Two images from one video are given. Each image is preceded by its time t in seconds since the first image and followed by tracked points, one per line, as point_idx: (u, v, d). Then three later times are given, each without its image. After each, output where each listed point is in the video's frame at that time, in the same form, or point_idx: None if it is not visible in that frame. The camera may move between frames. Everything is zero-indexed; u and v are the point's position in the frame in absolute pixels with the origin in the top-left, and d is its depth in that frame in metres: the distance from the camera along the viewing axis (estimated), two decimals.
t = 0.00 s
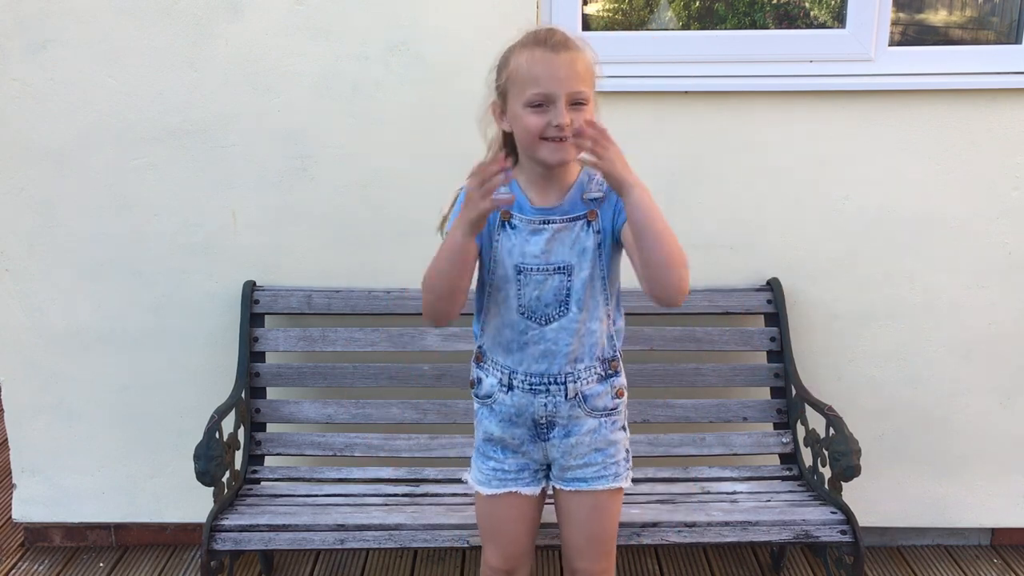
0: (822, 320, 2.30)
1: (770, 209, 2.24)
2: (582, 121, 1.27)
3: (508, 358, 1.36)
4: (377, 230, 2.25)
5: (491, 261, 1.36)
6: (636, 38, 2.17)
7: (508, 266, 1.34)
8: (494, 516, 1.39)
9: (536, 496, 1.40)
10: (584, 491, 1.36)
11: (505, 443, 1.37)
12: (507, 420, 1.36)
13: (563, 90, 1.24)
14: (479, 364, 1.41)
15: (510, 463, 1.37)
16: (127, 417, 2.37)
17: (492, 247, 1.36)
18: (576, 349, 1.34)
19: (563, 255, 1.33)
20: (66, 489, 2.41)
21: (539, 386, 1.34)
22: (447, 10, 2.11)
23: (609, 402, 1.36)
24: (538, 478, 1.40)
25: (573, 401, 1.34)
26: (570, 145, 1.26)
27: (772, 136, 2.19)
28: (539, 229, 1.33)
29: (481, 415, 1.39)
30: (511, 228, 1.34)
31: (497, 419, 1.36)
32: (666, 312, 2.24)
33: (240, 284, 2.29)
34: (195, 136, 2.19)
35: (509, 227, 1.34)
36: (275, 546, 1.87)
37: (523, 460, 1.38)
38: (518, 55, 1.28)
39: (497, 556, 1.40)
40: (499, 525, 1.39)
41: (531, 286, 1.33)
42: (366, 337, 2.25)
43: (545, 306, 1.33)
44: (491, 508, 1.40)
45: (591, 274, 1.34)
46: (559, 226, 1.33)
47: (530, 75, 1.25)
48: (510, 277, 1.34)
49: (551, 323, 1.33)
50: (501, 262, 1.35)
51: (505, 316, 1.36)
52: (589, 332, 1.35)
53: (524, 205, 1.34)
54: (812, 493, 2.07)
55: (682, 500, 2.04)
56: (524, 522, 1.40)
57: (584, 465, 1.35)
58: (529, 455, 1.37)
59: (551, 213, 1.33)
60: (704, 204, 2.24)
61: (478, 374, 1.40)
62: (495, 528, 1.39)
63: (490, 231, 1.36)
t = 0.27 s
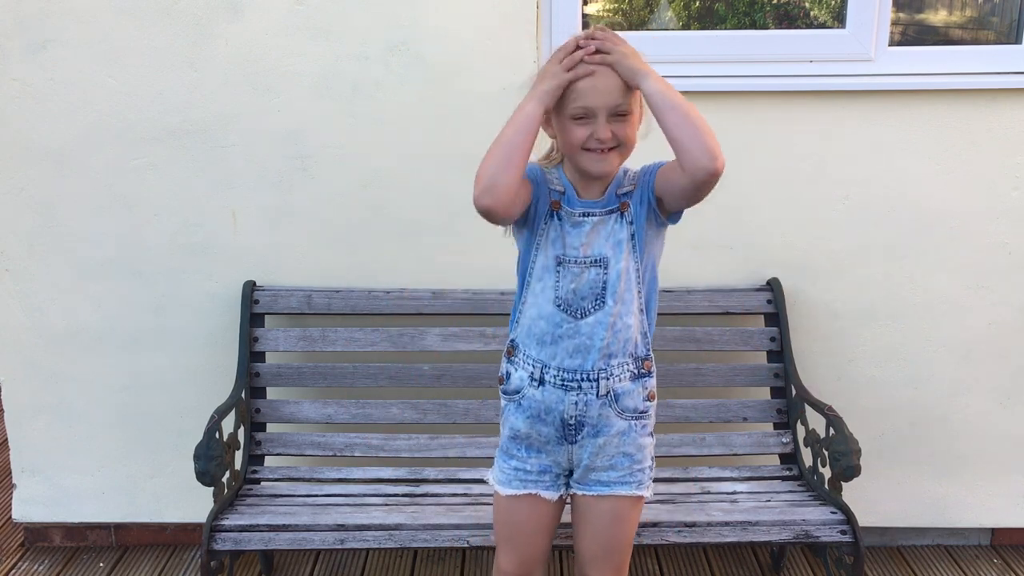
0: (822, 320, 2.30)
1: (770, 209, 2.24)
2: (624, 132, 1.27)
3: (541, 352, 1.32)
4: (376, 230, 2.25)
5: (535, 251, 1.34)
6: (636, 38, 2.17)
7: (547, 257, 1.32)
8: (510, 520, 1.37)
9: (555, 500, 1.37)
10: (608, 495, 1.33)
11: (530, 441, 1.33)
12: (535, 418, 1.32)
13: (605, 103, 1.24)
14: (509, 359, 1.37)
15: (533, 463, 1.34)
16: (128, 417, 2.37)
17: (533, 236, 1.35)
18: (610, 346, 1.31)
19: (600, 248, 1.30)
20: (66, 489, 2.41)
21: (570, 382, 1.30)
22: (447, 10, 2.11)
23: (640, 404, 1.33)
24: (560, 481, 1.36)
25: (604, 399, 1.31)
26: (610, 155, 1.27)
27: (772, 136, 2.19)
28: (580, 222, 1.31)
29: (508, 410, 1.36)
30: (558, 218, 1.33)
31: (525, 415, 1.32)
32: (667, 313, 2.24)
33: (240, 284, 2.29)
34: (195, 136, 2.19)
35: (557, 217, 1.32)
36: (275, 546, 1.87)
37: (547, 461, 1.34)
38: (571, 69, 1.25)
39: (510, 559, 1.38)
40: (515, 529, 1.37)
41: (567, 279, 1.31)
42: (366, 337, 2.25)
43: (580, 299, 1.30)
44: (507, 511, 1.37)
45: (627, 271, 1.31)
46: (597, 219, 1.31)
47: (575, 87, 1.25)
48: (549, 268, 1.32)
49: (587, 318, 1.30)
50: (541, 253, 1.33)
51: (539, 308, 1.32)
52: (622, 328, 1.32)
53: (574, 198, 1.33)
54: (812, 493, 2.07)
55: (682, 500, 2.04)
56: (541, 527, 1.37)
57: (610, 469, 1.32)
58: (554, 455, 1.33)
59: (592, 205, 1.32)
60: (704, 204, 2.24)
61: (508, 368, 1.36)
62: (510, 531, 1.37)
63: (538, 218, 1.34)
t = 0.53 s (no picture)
0: (821, 320, 2.30)
1: (770, 209, 2.24)
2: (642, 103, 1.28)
3: (554, 357, 1.28)
4: (376, 230, 2.25)
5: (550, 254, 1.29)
6: (636, 38, 2.17)
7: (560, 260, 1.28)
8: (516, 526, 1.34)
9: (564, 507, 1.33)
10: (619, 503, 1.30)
11: (541, 447, 1.29)
12: (547, 426, 1.27)
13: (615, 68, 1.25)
14: (522, 362, 1.33)
15: (543, 469, 1.30)
16: (128, 417, 2.37)
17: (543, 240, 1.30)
18: (623, 352, 1.27)
19: (614, 251, 1.26)
20: (66, 489, 2.41)
21: (583, 390, 1.26)
22: (446, 11, 2.11)
23: (654, 410, 1.30)
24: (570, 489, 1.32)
25: (618, 407, 1.26)
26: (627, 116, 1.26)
27: (772, 136, 2.19)
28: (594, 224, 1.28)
29: (518, 415, 1.31)
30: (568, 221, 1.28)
31: (538, 420, 1.28)
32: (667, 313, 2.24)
33: (240, 284, 2.29)
34: (195, 136, 2.19)
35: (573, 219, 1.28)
36: (275, 546, 1.87)
37: (558, 469, 1.29)
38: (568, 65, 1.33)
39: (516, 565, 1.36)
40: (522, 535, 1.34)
41: (580, 283, 1.26)
42: (366, 337, 2.25)
43: (594, 305, 1.26)
44: (513, 517, 1.34)
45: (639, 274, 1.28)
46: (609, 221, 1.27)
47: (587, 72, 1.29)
48: (563, 271, 1.28)
49: (600, 323, 1.26)
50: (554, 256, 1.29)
51: (552, 311, 1.28)
52: (636, 334, 1.28)
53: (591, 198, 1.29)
54: (812, 493, 2.07)
55: (681, 500, 2.04)
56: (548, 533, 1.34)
57: (621, 476, 1.28)
58: (566, 463, 1.29)
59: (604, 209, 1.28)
60: (704, 204, 2.24)
61: (520, 372, 1.32)
62: (516, 537, 1.35)
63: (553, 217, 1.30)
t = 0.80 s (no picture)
0: (821, 320, 2.30)
1: (770, 209, 2.24)
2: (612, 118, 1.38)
3: (555, 373, 1.26)
4: (376, 230, 2.25)
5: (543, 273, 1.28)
6: (636, 38, 2.17)
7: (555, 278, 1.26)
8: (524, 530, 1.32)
9: (572, 519, 1.33)
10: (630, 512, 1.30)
11: (548, 463, 1.28)
12: (553, 443, 1.26)
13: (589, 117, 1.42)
14: (523, 380, 1.31)
15: (551, 485, 1.29)
16: (128, 417, 2.37)
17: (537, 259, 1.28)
18: (625, 366, 1.25)
19: (610, 264, 1.24)
20: (66, 489, 2.41)
21: (587, 405, 1.24)
22: (446, 10, 2.11)
23: (659, 420, 1.29)
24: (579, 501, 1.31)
25: (623, 419, 1.25)
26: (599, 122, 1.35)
27: (772, 136, 2.19)
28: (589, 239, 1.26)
29: (523, 434, 1.30)
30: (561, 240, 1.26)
31: (543, 438, 1.27)
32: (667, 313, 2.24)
33: (240, 284, 2.29)
34: (195, 136, 2.19)
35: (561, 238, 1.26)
36: (275, 546, 1.87)
37: (566, 483, 1.29)
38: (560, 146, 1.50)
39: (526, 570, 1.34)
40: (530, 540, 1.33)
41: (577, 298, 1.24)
42: (366, 337, 2.25)
43: (593, 319, 1.24)
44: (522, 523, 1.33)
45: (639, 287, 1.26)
46: (605, 236, 1.26)
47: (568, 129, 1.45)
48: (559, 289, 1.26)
49: (600, 338, 1.24)
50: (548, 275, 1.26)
51: (551, 329, 1.26)
52: (636, 346, 1.26)
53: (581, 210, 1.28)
54: (812, 493, 2.07)
55: (681, 500, 2.04)
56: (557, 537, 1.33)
57: (630, 486, 1.28)
58: (574, 477, 1.28)
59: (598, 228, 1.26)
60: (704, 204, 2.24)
61: (521, 390, 1.31)
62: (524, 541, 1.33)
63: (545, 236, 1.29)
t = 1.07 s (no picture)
0: (821, 320, 2.30)
1: (770, 209, 2.24)
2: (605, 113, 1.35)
3: (555, 388, 1.22)
4: (376, 230, 2.25)
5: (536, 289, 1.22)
6: (636, 38, 2.17)
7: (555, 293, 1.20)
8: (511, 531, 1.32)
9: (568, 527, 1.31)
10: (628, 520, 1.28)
11: (546, 475, 1.25)
12: (552, 455, 1.23)
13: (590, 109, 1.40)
14: (521, 393, 1.27)
15: (548, 496, 1.26)
16: (128, 417, 2.37)
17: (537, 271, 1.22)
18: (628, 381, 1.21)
19: (614, 282, 1.19)
20: (66, 489, 2.41)
21: (588, 418, 1.21)
22: (446, 10, 2.11)
23: (661, 432, 1.26)
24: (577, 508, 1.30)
25: (625, 433, 1.22)
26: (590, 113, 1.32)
27: (772, 136, 2.19)
28: (587, 256, 1.20)
29: (520, 444, 1.26)
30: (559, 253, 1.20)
31: (541, 450, 1.23)
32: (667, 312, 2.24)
33: (240, 284, 2.29)
34: (195, 137, 2.19)
35: (556, 256, 1.20)
36: (275, 546, 1.87)
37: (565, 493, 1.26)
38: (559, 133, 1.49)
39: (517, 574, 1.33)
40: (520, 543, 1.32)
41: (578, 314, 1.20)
42: (366, 337, 2.25)
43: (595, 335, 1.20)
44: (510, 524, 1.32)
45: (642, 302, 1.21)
46: (608, 250, 1.20)
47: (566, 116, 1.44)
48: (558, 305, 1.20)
49: (602, 354, 1.20)
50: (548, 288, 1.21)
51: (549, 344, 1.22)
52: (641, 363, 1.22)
53: (571, 229, 1.21)
54: (812, 493, 2.07)
55: (681, 500, 2.04)
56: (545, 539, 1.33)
57: (629, 497, 1.26)
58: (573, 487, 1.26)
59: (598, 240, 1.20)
60: (704, 204, 2.24)
61: (520, 401, 1.26)
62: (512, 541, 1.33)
63: (532, 256, 1.22)
